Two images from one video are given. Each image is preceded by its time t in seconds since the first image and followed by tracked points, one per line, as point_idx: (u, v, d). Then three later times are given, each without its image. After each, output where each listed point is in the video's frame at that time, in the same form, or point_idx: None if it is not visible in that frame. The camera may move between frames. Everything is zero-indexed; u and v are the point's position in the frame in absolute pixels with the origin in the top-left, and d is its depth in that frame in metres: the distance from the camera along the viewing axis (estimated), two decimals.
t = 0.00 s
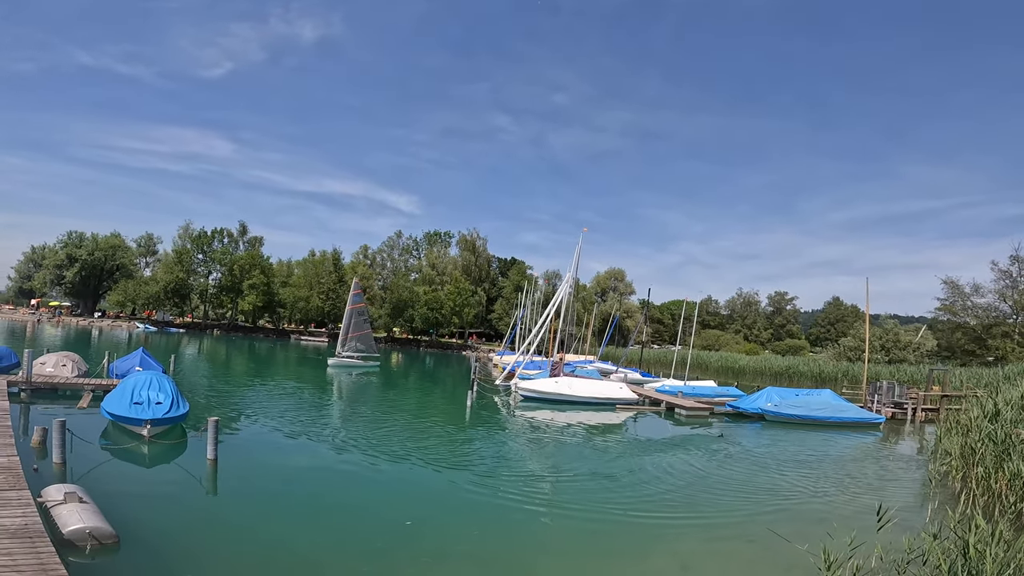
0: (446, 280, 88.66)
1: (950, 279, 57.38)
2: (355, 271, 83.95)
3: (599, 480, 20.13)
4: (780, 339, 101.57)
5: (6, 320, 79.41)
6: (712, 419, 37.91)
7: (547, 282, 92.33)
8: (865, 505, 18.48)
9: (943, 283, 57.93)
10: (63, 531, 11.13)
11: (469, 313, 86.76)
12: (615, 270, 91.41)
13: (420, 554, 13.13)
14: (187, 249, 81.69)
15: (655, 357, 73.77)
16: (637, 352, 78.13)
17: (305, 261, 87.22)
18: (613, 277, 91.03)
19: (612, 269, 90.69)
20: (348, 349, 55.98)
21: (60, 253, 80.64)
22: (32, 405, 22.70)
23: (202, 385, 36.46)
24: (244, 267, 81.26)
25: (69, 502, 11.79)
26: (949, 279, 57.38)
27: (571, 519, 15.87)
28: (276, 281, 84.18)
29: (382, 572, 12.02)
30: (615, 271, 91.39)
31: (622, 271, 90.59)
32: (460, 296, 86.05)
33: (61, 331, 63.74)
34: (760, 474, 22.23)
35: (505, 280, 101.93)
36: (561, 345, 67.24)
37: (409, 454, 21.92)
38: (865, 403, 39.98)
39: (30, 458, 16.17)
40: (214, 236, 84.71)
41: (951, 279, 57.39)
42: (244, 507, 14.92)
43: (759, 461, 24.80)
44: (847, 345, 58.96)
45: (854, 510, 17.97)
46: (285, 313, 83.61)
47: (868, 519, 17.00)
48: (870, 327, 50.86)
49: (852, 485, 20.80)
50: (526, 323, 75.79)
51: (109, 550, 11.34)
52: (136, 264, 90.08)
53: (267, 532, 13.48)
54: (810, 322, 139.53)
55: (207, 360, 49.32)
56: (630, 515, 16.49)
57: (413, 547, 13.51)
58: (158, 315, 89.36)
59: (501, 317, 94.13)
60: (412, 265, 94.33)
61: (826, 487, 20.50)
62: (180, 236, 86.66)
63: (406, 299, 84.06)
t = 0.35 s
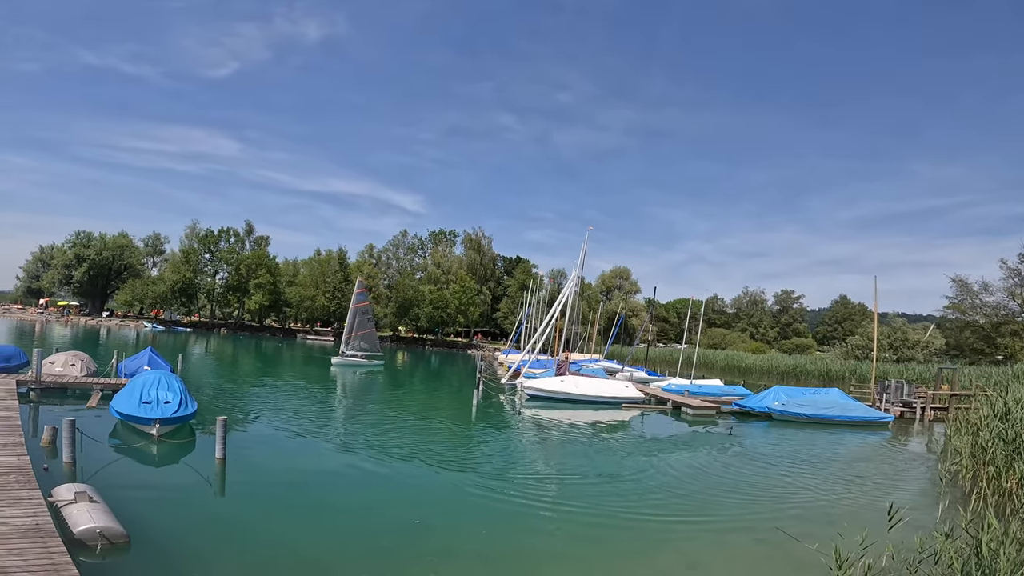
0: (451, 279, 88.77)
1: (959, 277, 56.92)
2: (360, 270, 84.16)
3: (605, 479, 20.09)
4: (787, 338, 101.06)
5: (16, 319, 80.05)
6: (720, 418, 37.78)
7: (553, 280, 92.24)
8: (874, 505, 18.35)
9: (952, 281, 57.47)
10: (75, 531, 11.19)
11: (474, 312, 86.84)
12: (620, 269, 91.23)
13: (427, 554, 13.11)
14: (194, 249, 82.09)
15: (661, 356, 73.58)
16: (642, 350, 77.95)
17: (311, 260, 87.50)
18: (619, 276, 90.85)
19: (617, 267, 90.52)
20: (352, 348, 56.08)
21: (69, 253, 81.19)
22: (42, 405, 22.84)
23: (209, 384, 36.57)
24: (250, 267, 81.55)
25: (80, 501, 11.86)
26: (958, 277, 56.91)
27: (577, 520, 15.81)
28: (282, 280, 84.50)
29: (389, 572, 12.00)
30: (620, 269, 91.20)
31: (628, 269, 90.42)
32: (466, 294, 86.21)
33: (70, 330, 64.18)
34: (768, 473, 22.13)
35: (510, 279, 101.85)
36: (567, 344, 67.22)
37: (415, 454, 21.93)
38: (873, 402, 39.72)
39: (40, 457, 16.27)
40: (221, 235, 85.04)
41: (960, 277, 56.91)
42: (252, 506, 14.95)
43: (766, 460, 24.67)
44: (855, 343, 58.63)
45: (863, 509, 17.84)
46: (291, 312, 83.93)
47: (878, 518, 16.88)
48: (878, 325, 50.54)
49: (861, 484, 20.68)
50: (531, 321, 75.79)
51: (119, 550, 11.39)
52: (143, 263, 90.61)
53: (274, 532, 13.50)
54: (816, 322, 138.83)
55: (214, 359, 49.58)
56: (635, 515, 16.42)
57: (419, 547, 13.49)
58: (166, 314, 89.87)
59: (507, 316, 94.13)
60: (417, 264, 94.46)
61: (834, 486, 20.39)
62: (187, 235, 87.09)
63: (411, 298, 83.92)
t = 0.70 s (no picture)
0: (463, 278, 89.04)
1: (979, 274, 55.77)
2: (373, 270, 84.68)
3: (619, 479, 19.93)
4: (803, 336, 99.82)
5: (38, 320, 81.44)
6: (735, 417, 37.40)
7: (565, 279, 91.99)
8: (895, 504, 18.04)
9: (972, 278, 56.34)
10: (97, 530, 11.32)
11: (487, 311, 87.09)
12: (633, 267, 90.71)
13: (441, 553, 13.11)
14: (210, 249, 83.02)
15: (674, 354, 73.01)
16: (656, 349, 77.42)
17: (324, 260, 88.11)
18: (632, 274, 90.34)
19: (629, 265, 90.05)
20: (363, 348, 56.31)
21: (89, 255, 82.50)
22: (64, 405, 23.15)
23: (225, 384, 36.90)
24: (265, 267, 82.26)
25: (102, 501, 11.99)
26: (979, 274, 55.79)
27: (592, 520, 15.68)
28: (296, 280, 85.17)
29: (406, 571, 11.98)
30: (632, 267, 90.68)
31: (641, 267, 89.90)
32: (478, 294, 86.62)
33: (90, 331, 65.15)
34: (785, 473, 21.84)
35: (522, 278, 101.71)
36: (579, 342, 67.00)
37: (429, 453, 21.93)
38: (893, 401, 39.03)
39: (63, 457, 16.50)
40: (236, 236, 85.89)
41: (981, 274, 55.78)
42: (270, 506, 15.04)
43: (783, 459, 24.34)
44: (873, 341, 57.72)
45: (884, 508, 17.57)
46: (306, 312, 84.54)
47: (898, 518, 16.61)
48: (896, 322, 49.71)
49: (880, 483, 20.36)
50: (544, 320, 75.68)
51: (140, 550, 11.47)
52: (161, 264, 91.82)
53: (291, 531, 13.54)
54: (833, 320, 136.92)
55: (229, 359, 50.10)
56: (651, 515, 16.26)
57: (435, 545, 13.53)
58: (184, 314, 91.00)
59: (519, 314, 94.06)
60: (429, 263, 94.75)
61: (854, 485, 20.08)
62: (203, 236, 88.11)
63: (424, 297, 83.63)
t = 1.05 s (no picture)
0: (486, 277, 89.20)
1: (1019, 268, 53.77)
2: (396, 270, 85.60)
3: (644, 479, 19.68)
4: (833, 333, 97.47)
5: (76, 322, 84.01)
6: (763, 416, 36.66)
7: (588, 277, 91.43)
8: (932, 504, 17.50)
9: (1011, 272, 54.34)
10: (136, 529, 11.55)
11: (509, 310, 87.26)
12: (656, 264, 89.71)
13: (468, 552, 13.09)
14: (238, 252, 84.58)
15: (700, 352, 71.94)
16: (680, 347, 76.41)
17: (348, 261, 89.11)
18: (655, 271, 89.33)
19: (652, 263, 89.06)
20: (385, 347, 56.72)
21: (123, 258, 84.87)
22: (103, 405, 23.79)
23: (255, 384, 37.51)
24: (291, 268, 83.49)
25: (141, 500, 12.25)
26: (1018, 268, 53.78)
27: (618, 520, 15.53)
28: (321, 281, 86.27)
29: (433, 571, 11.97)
30: (656, 264, 89.68)
31: (664, 265, 88.85)
32: (500, 293, 86.81)
33: (125, 333, 66.97)
34: (817, 472, 21.34)
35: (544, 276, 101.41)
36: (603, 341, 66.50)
37: (452, 453, 21.93)
38: (927, 399, 37.84)
39: (102, 457, 16.93)
40: (263, 238, 87.39)
41: (1020, 267, 53.77)
42: (300, 506, 15.15)
43: (814, 458, 23.79)
44: (907, 338, 56.07)
45: (921, 508, 17.07)
46: (331, 313, 85.54)
47: (937, 519, 16.09)
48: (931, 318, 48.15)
49: (916, 482, 19.78)
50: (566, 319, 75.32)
51: (178, 549, 11.66)
52: (191, 267, 93.96)
53: (320, 531, 13.65)
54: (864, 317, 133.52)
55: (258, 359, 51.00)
56: (677, 515, 16.03)
57: (462, 544, 13.51)
58: (214, 315, 93.02)
59: (541, 313, 93.76)
60: (451, 263, 95.13)
61: (888, 484, 19.56)
62: (232, 238, 89.87)
63: (446, 296, 83.67)
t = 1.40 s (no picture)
0: (512, 276, 89.26)
1: None
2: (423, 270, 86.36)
3: (672, 480, 19.40)
4: (870, 331, 94.54)
5: (118, 324, 86.87)
6: (797, 415, 35.69)
7: (614, 275, 90.67)
8: (977, 507, 16.88)
9: None
10: (177, 528, 11.80)
11: (535, 309, 87.06)
12: (684, 261, 88.37)
13: (496, 552, 13.07)
14: (270, 254, 86.34)
15: (730, 350, 70.49)
16: (710, 345, 75.02)
17: (376, 261, 90.17)
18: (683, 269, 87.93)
19: (680, 260, 87.70)
20: (411, 347, 57.12)
21: (162, 261, 87.52)
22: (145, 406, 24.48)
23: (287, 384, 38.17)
24: (321, 270, 84.81)
25: (182, 500, 12.53)
26: None
27: (645, 521, 15.35)
28: (350, 282, 87.42)
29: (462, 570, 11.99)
30: (683, 262, 88.33)
31: (692, 262, 87.42)
32: (526, 292, 86.78)
33: (163, 335, 68.99)
34: (854, 473, 20.73)
35: (570, 275, 100.91)
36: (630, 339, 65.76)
37: (478, 453, 21.95)
38: (971, 398, 36.38)
39: (145, 456, 17.41)
40: (294, 240, 88.93)
41: None
42: (332, 505, 15.28)
43: (851, 459, 23.09)
44: (948, 335, 54.07)
45: (965, 511, 16.48)
46: (360, 313, 86.66)
47: (983, 523, 15.51)
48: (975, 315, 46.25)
49: (960, 485, 19.05)
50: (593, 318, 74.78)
51: (217, 548, 11.89)
52: (226, 269, 96.31)
53: (350, 530, 13.75)
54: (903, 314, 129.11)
55: (289, 359, 51.93)
56: (707, 517, 15.75)
57: (490, 544, 13.49)
58: (248, 316, 95.17)
59: (568, 312, 93.27)
60: (477, 262, 95.40)
61: (929, 486, 18.91)
62: (264, 241, 91.78)
63: (473, 296, 84.00)
